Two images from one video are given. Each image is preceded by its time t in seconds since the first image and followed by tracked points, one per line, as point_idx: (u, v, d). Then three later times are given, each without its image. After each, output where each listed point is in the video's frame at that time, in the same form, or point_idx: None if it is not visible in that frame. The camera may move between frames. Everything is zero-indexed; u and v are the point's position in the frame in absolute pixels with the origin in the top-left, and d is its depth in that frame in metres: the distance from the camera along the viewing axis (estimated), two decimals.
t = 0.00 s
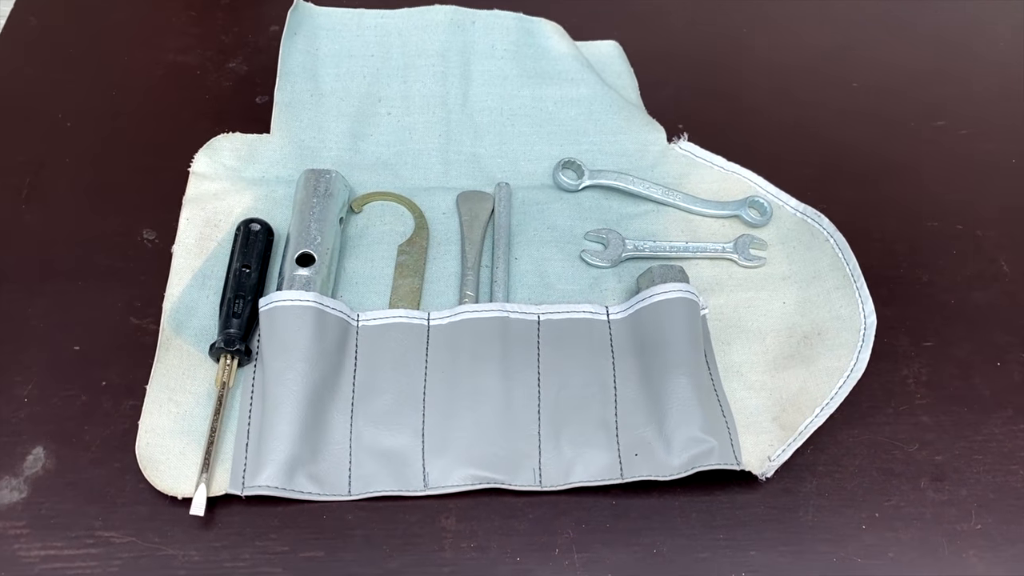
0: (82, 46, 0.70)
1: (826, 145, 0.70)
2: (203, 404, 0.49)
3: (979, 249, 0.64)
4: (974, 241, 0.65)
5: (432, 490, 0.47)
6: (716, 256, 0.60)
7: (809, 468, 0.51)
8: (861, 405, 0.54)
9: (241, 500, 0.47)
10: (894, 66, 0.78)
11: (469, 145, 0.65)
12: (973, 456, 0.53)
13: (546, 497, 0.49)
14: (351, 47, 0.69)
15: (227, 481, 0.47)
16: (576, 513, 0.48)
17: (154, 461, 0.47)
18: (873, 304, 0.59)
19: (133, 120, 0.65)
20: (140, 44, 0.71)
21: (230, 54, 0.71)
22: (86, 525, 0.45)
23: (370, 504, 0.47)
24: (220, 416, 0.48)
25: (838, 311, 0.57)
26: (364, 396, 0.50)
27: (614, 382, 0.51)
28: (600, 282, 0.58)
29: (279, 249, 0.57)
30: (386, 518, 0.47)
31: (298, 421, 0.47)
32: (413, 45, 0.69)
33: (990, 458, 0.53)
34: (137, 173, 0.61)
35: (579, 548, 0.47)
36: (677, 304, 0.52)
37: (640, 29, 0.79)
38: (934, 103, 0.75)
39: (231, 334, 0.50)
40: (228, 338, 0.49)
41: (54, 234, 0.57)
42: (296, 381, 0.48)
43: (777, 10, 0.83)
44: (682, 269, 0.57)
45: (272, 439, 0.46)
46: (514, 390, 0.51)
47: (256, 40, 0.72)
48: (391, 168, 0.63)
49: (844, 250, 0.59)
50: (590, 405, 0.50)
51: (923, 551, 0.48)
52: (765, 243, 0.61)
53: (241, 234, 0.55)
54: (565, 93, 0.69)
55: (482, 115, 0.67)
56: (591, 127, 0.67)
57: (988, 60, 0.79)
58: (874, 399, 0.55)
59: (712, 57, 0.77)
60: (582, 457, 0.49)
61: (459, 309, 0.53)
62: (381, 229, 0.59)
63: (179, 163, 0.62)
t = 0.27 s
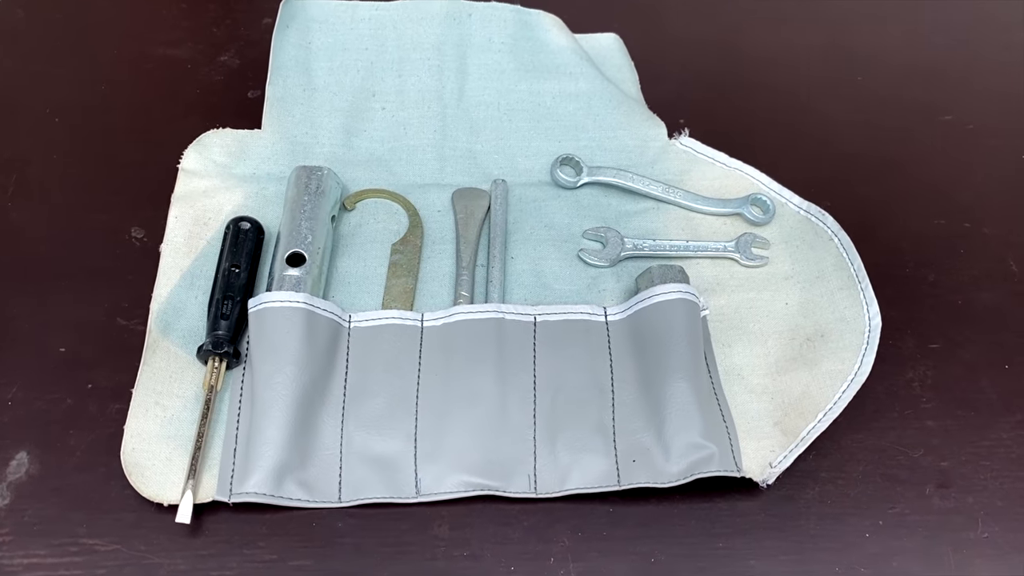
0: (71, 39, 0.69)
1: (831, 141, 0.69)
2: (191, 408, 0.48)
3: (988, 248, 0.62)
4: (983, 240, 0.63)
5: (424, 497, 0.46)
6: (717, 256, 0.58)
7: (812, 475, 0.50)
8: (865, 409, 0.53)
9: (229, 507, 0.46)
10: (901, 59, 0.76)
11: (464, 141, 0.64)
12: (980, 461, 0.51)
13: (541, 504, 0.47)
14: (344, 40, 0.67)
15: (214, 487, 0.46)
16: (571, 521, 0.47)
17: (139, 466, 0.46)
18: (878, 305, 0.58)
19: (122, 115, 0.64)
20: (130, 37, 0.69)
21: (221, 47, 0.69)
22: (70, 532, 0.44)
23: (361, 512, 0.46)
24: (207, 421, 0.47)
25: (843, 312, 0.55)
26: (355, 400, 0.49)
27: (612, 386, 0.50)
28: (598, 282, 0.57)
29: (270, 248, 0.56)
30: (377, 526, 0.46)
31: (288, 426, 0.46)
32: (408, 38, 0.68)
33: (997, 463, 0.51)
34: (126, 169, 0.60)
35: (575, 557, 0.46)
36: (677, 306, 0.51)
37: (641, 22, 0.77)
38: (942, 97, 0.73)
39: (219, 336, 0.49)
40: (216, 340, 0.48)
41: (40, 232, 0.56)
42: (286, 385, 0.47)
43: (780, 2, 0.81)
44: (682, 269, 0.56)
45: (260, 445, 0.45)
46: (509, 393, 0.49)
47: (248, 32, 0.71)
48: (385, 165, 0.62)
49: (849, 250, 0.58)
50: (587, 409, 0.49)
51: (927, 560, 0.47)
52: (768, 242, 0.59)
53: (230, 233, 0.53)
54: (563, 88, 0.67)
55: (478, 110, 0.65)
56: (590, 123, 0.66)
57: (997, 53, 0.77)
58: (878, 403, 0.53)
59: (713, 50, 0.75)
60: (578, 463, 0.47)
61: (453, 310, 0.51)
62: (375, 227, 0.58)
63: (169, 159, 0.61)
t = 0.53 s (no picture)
0: (62, 32, 0.67)
1: (838, 138, 0.67)
2: (181, 413, 0.47)
3: (1000, 248, 0.61)
4: (994, 240, 0.61)
5: (420, 505, 0.45)
6: (722, 256, 0.57)
7: (818, 483, 0.48)
8: (873, 415, 0.52)
9: (221, 516, 0.45)
10: (912, 53, 0.74)
11: (463, 137, 0.62)
12: (992, 469, 0.50)
13: (540, 513, 0.46)
14: (340, 34, 0.65)
15: (205, 495, 0.45)
16: (571, 530, 0.46)
17: (128, 474, 0.44)
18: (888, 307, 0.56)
19: (114, 111, 0.62)
20: (122, 31, 0.68)
21: (215, 41, 0.68)
22: (57, 542, 0.43)
23: (355, 520, 0.45)
24: (198, 427, 0.45)
25: (851, 315, 0.54)
26: (350, 405, 0.47)
27: (614, 391, 0.49)
28: (600, 283, 0.56)
29: (263, 247, 0.55)
30: (373, 535, 0.45)
31: (280, 432, 0.45)
32: (406, 32, 0.66)
33: (1009, 471, 0.50)
34: (117, 167, 0.59)
35: (574, 568, 0.45)
36: (680, 309, 0.49)
37: (644, 14, 0.76)
38: (954, 92, 0.71)
39: (211, 339, 0.47)
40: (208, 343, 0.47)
41: (28, 232, 0.55)
42: (278, 390, 0.46)
43: None
44: (686, 270, 0.54)
45: (253, 453, 0.44)
46: (508, 398, 0.48)
47: (243, 25, 0.69)
48: (382, 162, 0.60)
49: (857, 251, 0.56)
50: (588, 415, 0.48)
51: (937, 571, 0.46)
52: (774, 242, 0.58)
53: (223, 233, 0.52)
54: (564, 82, 0.65)
55: (478, 105, 0.64)
56: (592, 119, 0.64)
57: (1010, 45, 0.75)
58: (887, 409, 0.52)
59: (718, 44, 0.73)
60: (579, 471, 0.46)
61: (451, 313, 0.50)
62: (371, 227, 0.56)
63: (161, 156, 0.60)
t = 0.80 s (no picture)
0: (54, 24, 0.66)
1: (850, 134, 0.65)
2: (173, 419, 0.45)
3: (1018, 248, 0.59)
4: (1012, 240, 0.59)
5: (418, 515, 0.44)
6: (730, 256, 0.55)
7: (829, 492, 0.47)
8: (886, 421, 0.50)
9: (214, 524, 0.44)
10: (928, 44, 0.72)
11: (464, 133, 0.60)
12: (1008, 478, 0.48)
13: (542, 522, 0.45)
14: (339, 26, 0.64)
15: (198, 504, 0.43)
16: (573, 540, 0.45)
17: (118, 482, 0.43)
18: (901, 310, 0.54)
19: (107, 106, 0.61)
20: (116, 23, 0.66)
21: (211, 33, 0.66)
22: (46, 552, 0.42)
23: (352, 530, 0.44)
24: (190, 433, 0.44)
25: (863, 318, 0.52)
26: (347, 410, 0.46)
27: (619, 396, 0.47)
28: (604, 284, 0.54)
29: (259, 247, 0.53)
30: (369, 545, 0.44)
31: (274, 439, 0.43)
32: (406, 24, 0.65)
33: None
34: (109, 164, 0.57)
35: None
36: (688, 312, 0.48)
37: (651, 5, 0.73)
38: (971, 85, 0.69)
39: (204, 343, 0.46)
40: (200, 347, 0.45)
41: (18, 231, 0.53)
42: (273, 395, 0.44)
43: None
44: (693, 271, 0.53)
45: (246, 460, 0.43)
46: (509, 404, 0.47)
47: (239, 16, 0.67)
48: (381, 159, 0.59)
49: (870, 251, 0.55)
50: (592, 421, 0.46)
51: None
52: (784, 242, 0.56)
53: (217, 232, 0.51)
54: (569, 77, 0.64)
55: (479, 100, 0.62)
56: (597, 114, 0.62)
57: None
58: (900, 415, 0.50)
59: (728, 36, 0.71)
60: (582, 480, 0.45)
61: (451, 315, 0.49)
62: (370, 225, 0.55)
63: (154, 152, 0.58)
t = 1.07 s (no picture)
0: (46, 20, 0.64)
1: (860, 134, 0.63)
2: (164, 429, 0.44)
3: None
4: None
5: (415, 529, 0.43)
6: (737, 261, 0.54)
7: (838, 506, 0.46)
8: (897, 432, 0.49)
9: (205, 538, 0.42)
10: (941, 40, 0.70)
11: (464, 133, 0.59)
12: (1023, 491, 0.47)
13: (542, 537, 0.44)
14: (336, 23, 0.62)
15: (188, 517, 0.42)
16: (575, 555, 0.43)
17: (107, 495, 0.42)
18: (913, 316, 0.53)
19: (99, 105, 0.59)
20: (109, 19, 0.65)
21: (205, 29, 0.64)
22: (32, 566, 0.41)
23: (347, 544, 0.43)
24: (180, 445, 0.43)
25: (874, 325, 0.51)
26: (342, 420, 0.45)
27: (622, 407, 0.46)
28: (608, 289, 0.53)
29: (253, 250, 0.52)
30: (365, 559, 0.43)
31: (267, 451, 0.42)
32: (405, 21, 0.63)
33: None
34: (101, 164, 0.56)
35: None
36: (694, 320, 0.46)
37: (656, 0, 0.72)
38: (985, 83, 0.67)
39: (195, 350, 0.45)
40: (192, 355, 0.44)
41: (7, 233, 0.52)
42: (265, 406, 0.43)
43: None
44: (699, 276, 0.51)
45: (238, 473, 0.41)
46: (509, 414, 0.45)
47: (234, 11, 0.66)
48: (379, 159, 0.57)
49: (881, 256, 0.53)
50: (594, 433, 0.45)
51: None
52: (792, 246, 0.55)
53: (209, 235, 0.49)
54: (572, 75, 0.62)
55: (480, 99, 0.61)
56: (600, 114, 0.61)
57: None
58: (912, 426, 0.49)
59: (734, 33, 0.69)
60: (584, 493, 0.44)
61: (450, 321, 0.47)
62: (367, 228, 0.54)
63: (146, 153, 0.57)
